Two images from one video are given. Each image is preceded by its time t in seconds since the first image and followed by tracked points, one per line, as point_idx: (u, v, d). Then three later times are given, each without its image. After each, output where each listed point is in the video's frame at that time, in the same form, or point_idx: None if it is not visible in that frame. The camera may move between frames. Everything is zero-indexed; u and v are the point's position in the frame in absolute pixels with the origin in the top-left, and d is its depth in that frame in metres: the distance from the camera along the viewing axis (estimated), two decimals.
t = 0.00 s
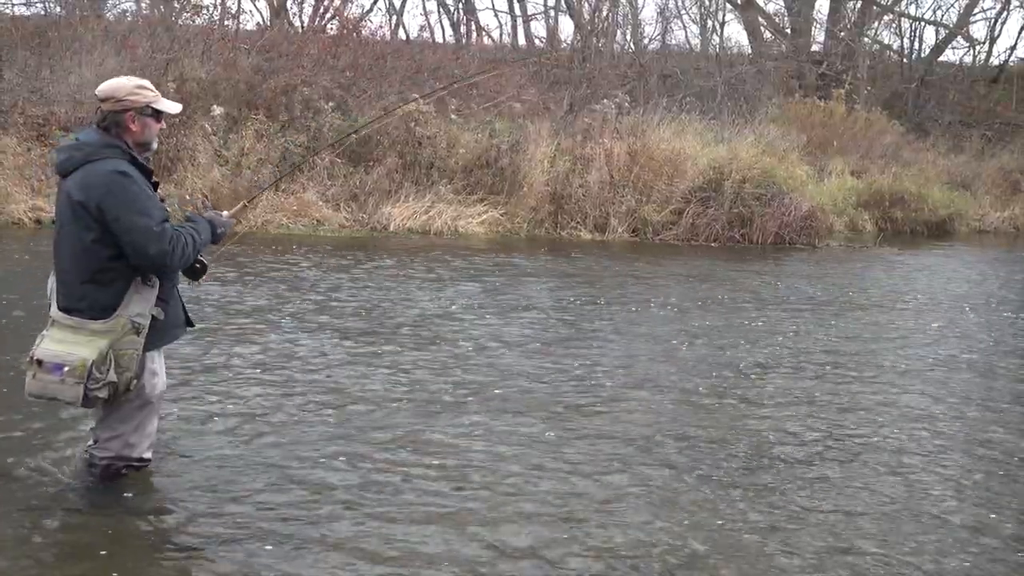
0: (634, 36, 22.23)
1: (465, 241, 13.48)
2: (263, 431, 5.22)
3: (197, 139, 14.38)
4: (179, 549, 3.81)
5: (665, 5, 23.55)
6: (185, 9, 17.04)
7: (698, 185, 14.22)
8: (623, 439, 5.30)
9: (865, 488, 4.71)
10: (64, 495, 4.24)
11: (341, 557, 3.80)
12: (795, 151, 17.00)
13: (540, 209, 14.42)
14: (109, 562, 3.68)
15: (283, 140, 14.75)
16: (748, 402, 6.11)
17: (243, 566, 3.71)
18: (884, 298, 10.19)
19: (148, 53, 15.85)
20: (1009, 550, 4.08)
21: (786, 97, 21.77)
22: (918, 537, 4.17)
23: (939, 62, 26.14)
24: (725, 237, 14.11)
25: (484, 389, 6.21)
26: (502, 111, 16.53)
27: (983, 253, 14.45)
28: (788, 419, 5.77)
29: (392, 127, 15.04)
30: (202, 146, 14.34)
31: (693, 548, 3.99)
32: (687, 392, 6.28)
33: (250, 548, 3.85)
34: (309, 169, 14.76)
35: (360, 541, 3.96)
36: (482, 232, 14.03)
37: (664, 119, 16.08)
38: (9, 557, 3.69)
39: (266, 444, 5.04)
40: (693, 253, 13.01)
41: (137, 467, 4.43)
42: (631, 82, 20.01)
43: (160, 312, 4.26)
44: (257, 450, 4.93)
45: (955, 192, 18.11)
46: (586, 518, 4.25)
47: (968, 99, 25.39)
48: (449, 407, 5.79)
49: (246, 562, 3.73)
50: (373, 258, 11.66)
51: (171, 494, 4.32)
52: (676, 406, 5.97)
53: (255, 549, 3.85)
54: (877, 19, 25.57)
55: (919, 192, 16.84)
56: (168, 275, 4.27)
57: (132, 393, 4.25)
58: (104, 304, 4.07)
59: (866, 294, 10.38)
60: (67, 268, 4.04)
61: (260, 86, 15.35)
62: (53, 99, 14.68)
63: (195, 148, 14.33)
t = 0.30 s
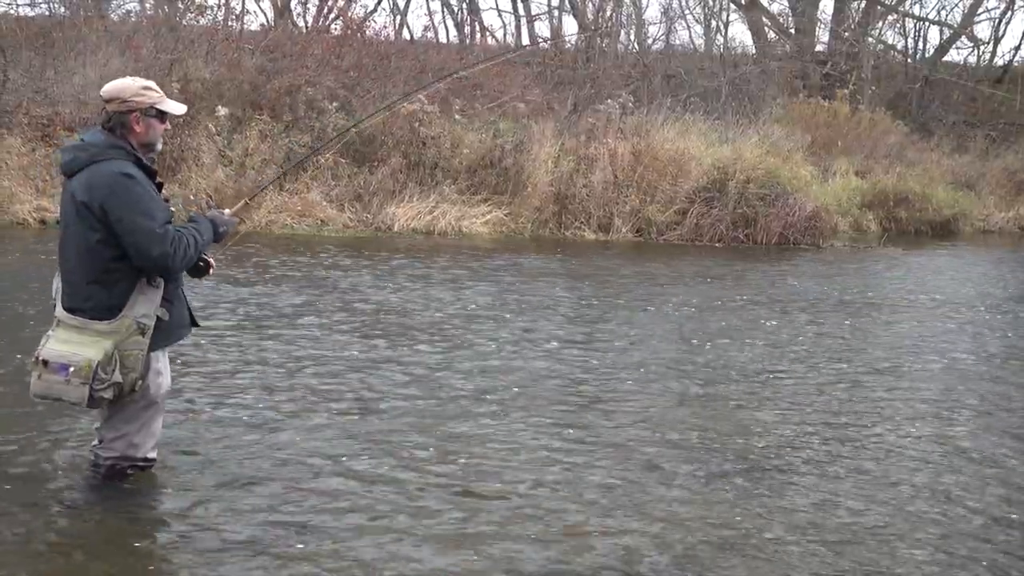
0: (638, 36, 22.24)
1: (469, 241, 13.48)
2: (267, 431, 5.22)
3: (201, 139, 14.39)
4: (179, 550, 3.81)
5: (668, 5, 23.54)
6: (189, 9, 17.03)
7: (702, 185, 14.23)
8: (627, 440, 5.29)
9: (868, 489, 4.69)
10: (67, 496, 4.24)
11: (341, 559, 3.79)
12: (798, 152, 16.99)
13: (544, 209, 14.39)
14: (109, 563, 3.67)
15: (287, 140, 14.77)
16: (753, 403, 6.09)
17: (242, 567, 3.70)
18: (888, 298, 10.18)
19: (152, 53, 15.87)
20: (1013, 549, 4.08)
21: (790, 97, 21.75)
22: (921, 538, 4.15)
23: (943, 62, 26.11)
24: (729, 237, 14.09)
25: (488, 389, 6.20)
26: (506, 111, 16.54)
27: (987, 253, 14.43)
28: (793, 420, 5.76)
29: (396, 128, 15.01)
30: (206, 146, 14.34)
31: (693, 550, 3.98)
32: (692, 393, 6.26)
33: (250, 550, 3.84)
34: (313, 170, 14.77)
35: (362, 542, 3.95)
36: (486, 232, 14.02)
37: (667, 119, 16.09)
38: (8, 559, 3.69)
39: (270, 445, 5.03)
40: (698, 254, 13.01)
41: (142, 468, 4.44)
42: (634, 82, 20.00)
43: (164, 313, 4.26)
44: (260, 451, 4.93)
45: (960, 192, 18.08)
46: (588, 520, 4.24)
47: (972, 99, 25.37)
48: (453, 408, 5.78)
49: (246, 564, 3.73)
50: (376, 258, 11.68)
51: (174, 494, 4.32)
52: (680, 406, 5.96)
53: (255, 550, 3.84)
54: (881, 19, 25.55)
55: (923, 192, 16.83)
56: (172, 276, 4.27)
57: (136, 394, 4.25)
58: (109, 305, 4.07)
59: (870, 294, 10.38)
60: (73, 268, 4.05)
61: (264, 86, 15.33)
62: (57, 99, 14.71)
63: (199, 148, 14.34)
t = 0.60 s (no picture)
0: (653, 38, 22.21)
1: (483, 242, 13.50)
2: (282, 432, 5.23)
3: (217, 140, 14.43)
4: (192, 550, 3.81)
5: (683, 6, 23.53)
6: (205, 11, 17.09)
7: (717, 186, 14.21)
8: (641, 443, 5.28)
9: (883, 493, 4.67)
10: (81, 496, 4.26)
11: (353, 560, 3.79)
12: (813, 153, 16.97)
13: (558, 210, 14.36)
14: (121, 564, 3.68)
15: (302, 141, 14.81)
16: (769, 406, 6.07)
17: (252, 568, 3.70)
18: (903, 300, 10.17)
19: (167, 55, 15.92)
20: None
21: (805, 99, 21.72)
22: (934, 542, 4.13)
23: (959, 63, 26.04)
24: (745, 239, 14.06)
25: (501, 391, 6.19)
26: (521, 112, 16.57)
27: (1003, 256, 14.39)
28: (809, 424, 5.73)
29: (411, 129, 15.09)
30: (221, 147, 14.39)
31: (706, 553, 3.97)
32: (707, 396, 6.25)
33: (262, 550, 3.85)
34: (328, 171, 14.80)
35: (374, 544, 3.94)
36: (501, 234, 14.04)
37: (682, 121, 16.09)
38: (20, 558, 3.70)
39: (284, 446, 5.04)
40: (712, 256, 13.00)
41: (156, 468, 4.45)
42: (649, 84, 19.99)
43: (178, 313, 4.27)
44: (274, 452, 4.93)
45: (975, 194, 18.04)
46: (602, 522, 4.23)
47: (989, 100, 25.30)
48: (467, 410, 5.77)
49: (256, 564, 3.73)
50: (391, 259, 11.72)
51: (187, 495, 4.33)
52: (695, 409, 5.94)
53: (266, 551, 3.84)
54: (897, 20, 25.50)
55: (939, 194, 16.80)
56: (186, 277, 4.28)
57: (150, 394, 4.26)
58: (123, 305, 4.08)
59: (885, 296, 10.36)
60: (87, 269, 4.06)
61: (279, 87, 15.37)
62: (73, 100, 14.78)
63: (214, 149, 14.38)
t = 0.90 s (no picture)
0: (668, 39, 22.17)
1: (498, 243, 13.51)
2: (295, 433, 5.23)
3: (232, 140, 14.47)
4: (204, 550, 3.82)
5: (699, 7, 23.50)
6: (221, 12, 17.15)
7: (733, 187, 14.18)
8: (655, 444, 5.27)
9: (898, 495, 4.65)
10: (95, 497, 4.26)
11: (365, 560, 3.80)
12: (829, 154, 16.94)
13: (573, 211, 14.37)
14: (133, 564, 3.68)
15: (318, 142, 14.85)
16: (783, 407, 6.05)
17: (263, 568, 3.69)
18: (919, 301, 10.15)
19: (184, 56, 15.98)
20: None
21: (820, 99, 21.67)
22: (948, 542, 4.12)
23: (976, 63, 25.95)
24: (760, 240, 14.02)
25: (515, 392, 6.18)
26: (536, 113, 16.57)
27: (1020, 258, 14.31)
28: (823, 425, 5.71)
29: (426, 129, 15.11)
30: (236, 148, 14.42)
31: (719, 555, 3.95)
32: (721, 397, 6.23)
33: (274, 551, 3.84)
34: (344, 172, 14.83)
35: (387, 544, 3.95)
36: (516, 235, 14.04)
37: (698, 122, 16.07)
38: (33, 559, 3.70)
39: (297, 446, 5.04)
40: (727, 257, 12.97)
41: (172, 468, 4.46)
42: (664, 85, 19.98)
43: (193, 314, 4.27)
44: (288, 452, 4.93)
45: (992, 196, 17.97)
46: (615, 523, 4.22)
47: (1006, 100, 25.20)
48: (481, 411, 5.76)
49: (269, 565, 3.72)
50: (405, 259, 11.74)
51: (200, 495, 4.33)
52: (710, 410, 5.93)
53: (278, 552, 3.84)
54: (914, 21, 25.41)
55: (955, 195, 16.74)
56: (201, 277, 4.28)
57: (164, 394, 4.26)
58: (138, 305, 4.09)
59: (900, 297, 10.34)
60: (102, 269, 4.08)
61: (295, 88, 15.40)
62: (89, 101, 14.83)
63: (230, 149, 14.41)
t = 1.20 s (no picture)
0: (678, 39, 22.13)
1: (508, 243, 13.51)
2: (303, 434, 5.22)
3: (242, 141, 14.48)
4: (216, 550, 3.81)
5: (709, 7, 23.47)
6: (231, 12, 17.16)
7: (743, 187, 14.14)
8: (665, 445, 5.24)
9: (910, 497, 4.62)
10: (104, 497, 4.26)
11: (377, 560, 3.79)
12: (839, 154, 16.91)
13: (583, 211, 14.36)
14: (139, 565, 3.67)
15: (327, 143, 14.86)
16: (794, 409, 6.02)
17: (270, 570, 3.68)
18: (930, 302, 10.12)
19: (194, 56, 16.00)
20: None
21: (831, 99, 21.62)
22: (961, 544, 4.11)
23: (988, 64, 25.87)
24: (770, 240, 13.98)
25: (525, 393, 6.16)
26: (546, 113, 16.56)
27: None
28: (835, 427, 5.68)
29: (436, 129, 15.13)
30: (246, 148, 14.44)
31: (729, 556, 3.93)
32: (733, 398, 6.21)
33: (282, 552, 3.83)
34: (353, 172, 14.83)
35: (398, 544, 3.94)
36: (526, 235, 14.02)
37: (708, 122, 16.05)
38: (40, 558, 3.69)
39: (307, 447, 5.02)
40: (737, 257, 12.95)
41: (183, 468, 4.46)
42: (674, 86, 19.95)
43: (203, 313, 4.26)
44: (297, 453, 4.93)
45: (1003, 196, 17.92)
46: (625, 524, 4.20)
47: (1018, 100, 25.12)
48: (490, 412, 5.74)
49: (277, 566, 3.71)
50: (414, 260, 11.75)
51: (211, 496, 4.32)
52: (720, 411, 5.90)
53: (285, 553, 3.82)
54: (924, 21, 25.35)
55: (966, 196, 16.70)
56: (211, 277, 4.27)
57: (175, 394, 4.26)
58: (148, 305, 4.08)
59: (912, 298, 10.32)
60: (112, 269, 4.08)
61: (305, 88, 15.41)
62: (99, 101, 14.86)
63: (240, 149, 14.43)
